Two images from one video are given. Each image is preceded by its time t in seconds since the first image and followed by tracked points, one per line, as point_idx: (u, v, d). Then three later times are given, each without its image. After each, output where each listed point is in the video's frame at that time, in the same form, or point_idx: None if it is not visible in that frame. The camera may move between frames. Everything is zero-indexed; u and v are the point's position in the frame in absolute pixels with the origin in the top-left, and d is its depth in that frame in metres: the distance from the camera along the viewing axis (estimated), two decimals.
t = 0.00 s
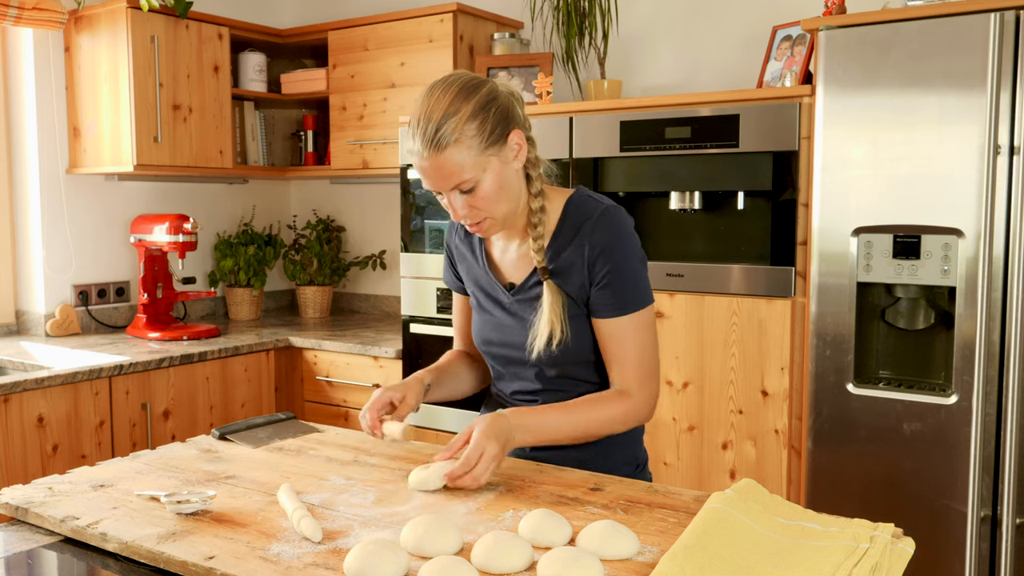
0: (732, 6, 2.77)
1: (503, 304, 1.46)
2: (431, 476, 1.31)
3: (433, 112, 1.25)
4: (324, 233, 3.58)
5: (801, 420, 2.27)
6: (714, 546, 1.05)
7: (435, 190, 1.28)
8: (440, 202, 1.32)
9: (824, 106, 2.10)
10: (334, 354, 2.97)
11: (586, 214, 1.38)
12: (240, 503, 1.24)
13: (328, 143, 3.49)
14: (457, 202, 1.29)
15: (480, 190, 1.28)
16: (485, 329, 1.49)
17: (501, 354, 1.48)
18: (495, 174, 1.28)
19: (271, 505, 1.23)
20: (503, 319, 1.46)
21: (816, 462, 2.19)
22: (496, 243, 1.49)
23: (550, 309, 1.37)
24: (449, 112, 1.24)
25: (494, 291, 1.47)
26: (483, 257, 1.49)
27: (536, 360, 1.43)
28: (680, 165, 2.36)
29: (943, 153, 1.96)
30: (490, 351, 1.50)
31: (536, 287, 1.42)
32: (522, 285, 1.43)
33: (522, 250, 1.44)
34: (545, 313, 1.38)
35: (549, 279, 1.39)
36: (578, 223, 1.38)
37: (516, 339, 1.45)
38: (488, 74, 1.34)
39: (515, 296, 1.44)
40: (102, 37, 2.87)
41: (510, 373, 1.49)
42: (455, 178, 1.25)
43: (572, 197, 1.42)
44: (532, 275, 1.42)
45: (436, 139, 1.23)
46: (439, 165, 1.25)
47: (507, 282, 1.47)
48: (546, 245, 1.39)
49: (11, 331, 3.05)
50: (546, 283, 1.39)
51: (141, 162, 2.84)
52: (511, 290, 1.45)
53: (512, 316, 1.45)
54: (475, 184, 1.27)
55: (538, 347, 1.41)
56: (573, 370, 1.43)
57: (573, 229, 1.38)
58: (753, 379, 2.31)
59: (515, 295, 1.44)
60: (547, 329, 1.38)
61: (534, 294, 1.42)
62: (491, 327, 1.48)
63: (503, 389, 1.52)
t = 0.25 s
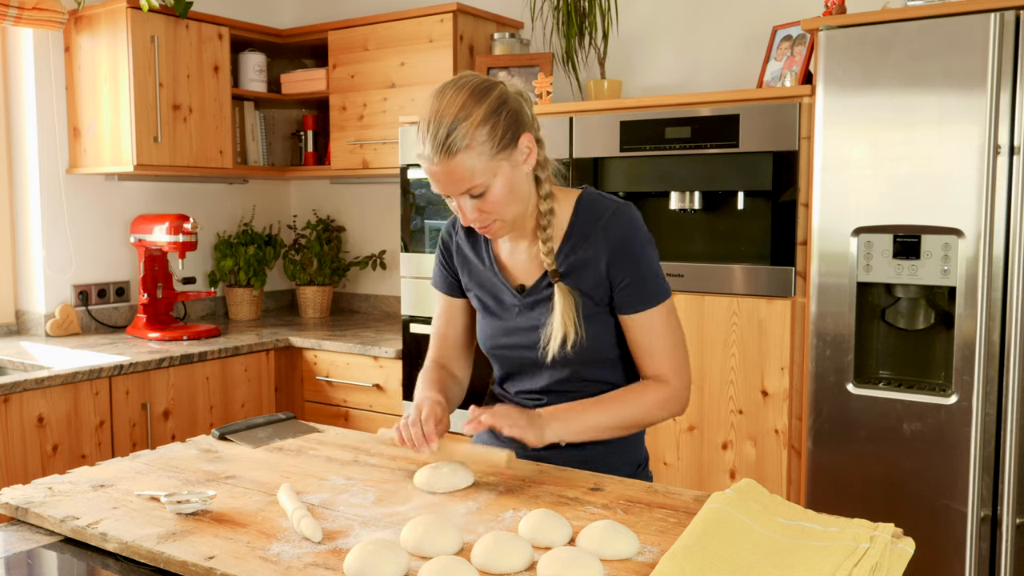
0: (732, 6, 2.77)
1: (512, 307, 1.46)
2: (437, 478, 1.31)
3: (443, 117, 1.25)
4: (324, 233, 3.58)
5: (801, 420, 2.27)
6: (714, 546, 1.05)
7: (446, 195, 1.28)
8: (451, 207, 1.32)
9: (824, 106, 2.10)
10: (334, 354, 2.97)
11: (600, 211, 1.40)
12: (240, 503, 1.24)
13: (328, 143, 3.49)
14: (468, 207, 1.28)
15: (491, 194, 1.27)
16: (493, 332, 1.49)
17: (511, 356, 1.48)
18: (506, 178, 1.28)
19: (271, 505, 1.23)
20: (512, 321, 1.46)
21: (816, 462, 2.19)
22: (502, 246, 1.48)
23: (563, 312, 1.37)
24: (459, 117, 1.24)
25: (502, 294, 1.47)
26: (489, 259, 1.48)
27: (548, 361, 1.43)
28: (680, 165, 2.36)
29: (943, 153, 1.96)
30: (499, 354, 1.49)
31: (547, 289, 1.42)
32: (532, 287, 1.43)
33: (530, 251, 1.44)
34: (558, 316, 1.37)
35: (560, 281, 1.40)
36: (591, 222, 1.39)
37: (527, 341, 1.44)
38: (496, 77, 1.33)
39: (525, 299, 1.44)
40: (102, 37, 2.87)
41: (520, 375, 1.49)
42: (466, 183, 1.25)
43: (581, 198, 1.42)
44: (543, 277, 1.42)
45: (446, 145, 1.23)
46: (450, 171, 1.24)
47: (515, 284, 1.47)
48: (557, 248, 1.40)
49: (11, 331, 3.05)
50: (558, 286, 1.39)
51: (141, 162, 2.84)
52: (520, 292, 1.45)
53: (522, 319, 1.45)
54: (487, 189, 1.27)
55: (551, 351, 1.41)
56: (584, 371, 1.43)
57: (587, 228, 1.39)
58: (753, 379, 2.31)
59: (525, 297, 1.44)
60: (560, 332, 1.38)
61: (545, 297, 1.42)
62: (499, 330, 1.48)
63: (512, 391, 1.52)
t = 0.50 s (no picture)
0: (732, 6, 2.77)
1: (519, 312, 1.45)
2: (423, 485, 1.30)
3: (457, 128, 1.24)
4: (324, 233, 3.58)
5: (801, 420, 2.27)
6: (714, 546, 1.05)
7: (460, 205, 1.28)
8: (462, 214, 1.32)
9: (824, 106, 2.10)
10: (334, 354, 2.97)
11: (607, 215, 1.41)
12: (240, 503, 1.24)
13: (328, 143, 3.49)
14: (481, 217, 1.29)
15: (505, 206, 1.28)
16: (498, 336, 1.48)
17: (516, 361, 1.47)
18: (519, 190, 1.28)
19: (271, 505, 1.23)
20: (518, 327, 1.45)
21: (816, 462, 2.19)
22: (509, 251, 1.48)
23: (571, 319, 1.37)
24: (473, 129, 1.23)
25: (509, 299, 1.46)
26: (497, 264, 1.48)
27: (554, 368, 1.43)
28: (680, 165, 2.36)
29: (943, 153, 1.96)
30: (503, 359, 1.49)
31: (555, 295, 1.42)
32: (539, 293, 1.43)
33: (537, 257, 1.44)
34: (566, 323, 1.37)
35: (568, 288, 1.40)
36: (597, 226, 1.40)
37: (533, 347, 1.44)
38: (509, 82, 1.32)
39: (532, 304, 1.44)
40: (102, 37, 2.87)
41: (523, 380, 1.48)
42: (481, 196, 1.25)
43: (588, 201, 1.44)
44: (550, 283, 1.42)
45: (462, 159, 1.22)
46: (464, 184, 1.24)
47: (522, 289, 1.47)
48: (564, 253, 1.40)
49: (11, 331, 3.05)
50: (565, 292, 1.39)
51: (141, 162, 2.84)
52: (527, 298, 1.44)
53: (528, 324, 1.44)
54: (501, 201, 1.27)
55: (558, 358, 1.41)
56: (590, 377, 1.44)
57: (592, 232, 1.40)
58: (753, 379, 2.31)
59: (532, 304, 1.43)
60: (567, 339, 1.38)
61: (553, 303, 1.42)
62: (504, 335, 1.47)
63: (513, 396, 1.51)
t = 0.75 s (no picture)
0: (732, 6, 2.77)
1: (515, 311, 1.45)
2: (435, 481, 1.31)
3: (452, 131, 1.24)
4: (324, 234, 3.58)
5: (801, 420, 2.27)
6: (713, 546, 1.05)
7: (457, 208, 1.28)
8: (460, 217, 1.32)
9: (824, 106, 2.10)
10: (334, 354, 2.97)
11: (607, 215, 1.40)
12: (240, 503, 1.24)
13: (328, 143, 3.49)
14: (479, 220, 1.28)
15: (503, 208, 1.28)
16: (495, 335, 1.48)
17: (514, 360, 1.47)
18: (517, 192, 1.28)
19: (271, 505, 1.23)
20: (516, 326, 1.46)
21: (815, 462, 2.19)
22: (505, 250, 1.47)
23: (569, 320, 1.38)
24: (469, 132, 1.23)
25: (505, 298, 1.46)
26: (492, 262, 1.47)
27: (552, 368, 1.44)
28: (679, 165, 2.36)
29: (943, 153, 1.96)
30: (500, 358, 1.49)
31: (552, 295, 1.42)
32: (536, 292, 1.43)
33: (534, 256, 1.44)
34: (564, 324, 1.38)
35: (566, 289, 1.40)
36: (597, 227, 1.39)
37: (532, 347, 1.45)
38: (503, 82, 1.31)
39: (528, 304, 1.43)
40: (102, 37, 2.87)
41: (520, 379, 1.49)
42: (478, 198, 1.25)
43: (586, 201, 1.42)
44: (547, 282, 1.42)
45: (459, 161, 1.22)
46: (462, 187, 1.24)
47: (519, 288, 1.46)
48: (562, 253, 1.40)
49: (11, 331, 3.05)
50: (564, 294, 1.39)
51: (141, 162, 2.84)
52: (524, 296, 1.44)
53: (525, 324, 1.44)
54: (499, 203, 1.27)
55: (556, 358, 1.41)
56: (587, 377, 1.44)
57: (593, 233, 1.39)
58: (753, 379, 2.31)
59: (529, 302, 1.43)
60: (565, 339, 1.38)
61: (550, 303, 1.42)
62: (502, 334, 1.47)
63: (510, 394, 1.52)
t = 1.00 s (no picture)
0: (732, 6, 2.77)
1: (516, 312, 1.45)
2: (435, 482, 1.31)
3: (453, 134, 1.23)
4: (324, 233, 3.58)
5: (802, 420, 2.27)
6: (714, 546, 1.05)
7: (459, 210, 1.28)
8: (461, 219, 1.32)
9: (824, 106, 2.10)
10: (334, 354, 2.97)
11: (606, 214, 1.41)
12: (240, 503, 1.24)
13: (328, 143, 3.49)
14: (481, 222, 1.29)
15: (505, 209, 1.28)
16: (495, 335, 1.48)
17: (513, 361, 1.47)
18: (519, 193, 1.28)
19: (271, 505, 1.23)
20: (516, 327, 1.46)
21: (815, 462, 2.19)
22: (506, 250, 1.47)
23: (568, 320, 1.38)
24: (470, 135, 1.23)
25: (506, 299, 1.46)
26: (494, 263, 1.47)
27: (551, 369, 1.43)
28: (679, 165, 2.36)
29: (943, 153, 1.96)
30: (501, 358, 1.49)
31: (552, 295, 1.42)
32: (536, 292, 1.43)
33: (534, 256, 1.44)
34: (563, 324, 1.38)
35: (565, 289, 1.40)
36: (595, 224, 1.40)
37: (531, 347, 1.45)
38: (502, 83, 1.31)
39: (529, 304, 1.44)
40: (102, 37, 2.87)
41: (520, 380, 1.49)
42: (481, 200, 1.25)
43: (586, 200, 1.43)
44: (547, 282, 1.42)
45: (461, 164, 1.22)
46: (464, 189, 1.24)
47: (520, 288, 1.47)
48: (562, 253, 1.40)
49: (11, 331, 3.05)
50: (563, 294, 1.39)
51: (141, 162, 2.84)
52: (525, 297, 1.44)
53: (525, 325, 1.45)
54: (501, 205, 1.27)
55: (555, 359, 1.41)
56: (587, 378, 1.44)
57: (591, 230, 1.40)
58: (753, 379, 2.31)
59: (530, 302, 1.43)
60: (564, 340, 1.38)
61: (550, 303, 1.42)
62: (502, 334, 1.47)
63: (511, 395, 1.52)
